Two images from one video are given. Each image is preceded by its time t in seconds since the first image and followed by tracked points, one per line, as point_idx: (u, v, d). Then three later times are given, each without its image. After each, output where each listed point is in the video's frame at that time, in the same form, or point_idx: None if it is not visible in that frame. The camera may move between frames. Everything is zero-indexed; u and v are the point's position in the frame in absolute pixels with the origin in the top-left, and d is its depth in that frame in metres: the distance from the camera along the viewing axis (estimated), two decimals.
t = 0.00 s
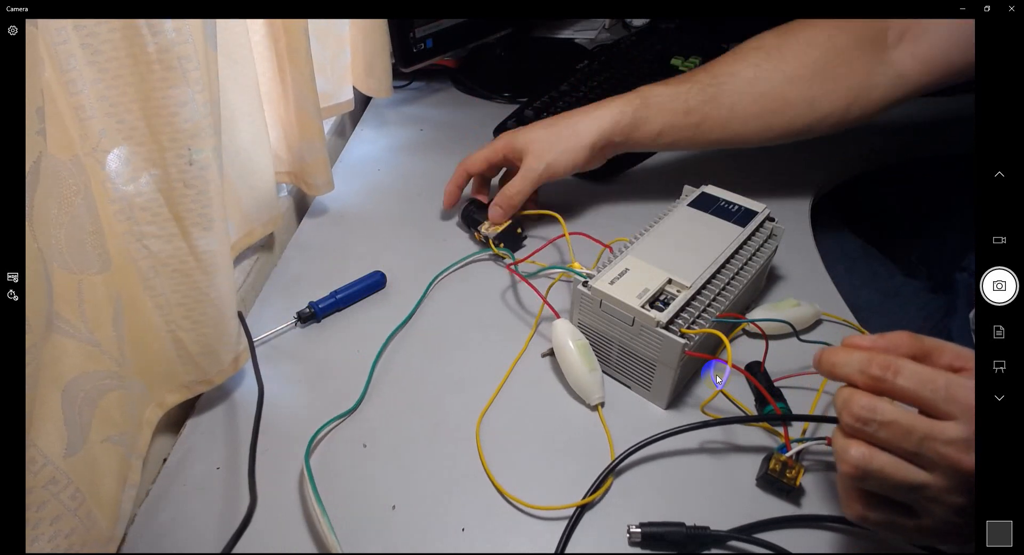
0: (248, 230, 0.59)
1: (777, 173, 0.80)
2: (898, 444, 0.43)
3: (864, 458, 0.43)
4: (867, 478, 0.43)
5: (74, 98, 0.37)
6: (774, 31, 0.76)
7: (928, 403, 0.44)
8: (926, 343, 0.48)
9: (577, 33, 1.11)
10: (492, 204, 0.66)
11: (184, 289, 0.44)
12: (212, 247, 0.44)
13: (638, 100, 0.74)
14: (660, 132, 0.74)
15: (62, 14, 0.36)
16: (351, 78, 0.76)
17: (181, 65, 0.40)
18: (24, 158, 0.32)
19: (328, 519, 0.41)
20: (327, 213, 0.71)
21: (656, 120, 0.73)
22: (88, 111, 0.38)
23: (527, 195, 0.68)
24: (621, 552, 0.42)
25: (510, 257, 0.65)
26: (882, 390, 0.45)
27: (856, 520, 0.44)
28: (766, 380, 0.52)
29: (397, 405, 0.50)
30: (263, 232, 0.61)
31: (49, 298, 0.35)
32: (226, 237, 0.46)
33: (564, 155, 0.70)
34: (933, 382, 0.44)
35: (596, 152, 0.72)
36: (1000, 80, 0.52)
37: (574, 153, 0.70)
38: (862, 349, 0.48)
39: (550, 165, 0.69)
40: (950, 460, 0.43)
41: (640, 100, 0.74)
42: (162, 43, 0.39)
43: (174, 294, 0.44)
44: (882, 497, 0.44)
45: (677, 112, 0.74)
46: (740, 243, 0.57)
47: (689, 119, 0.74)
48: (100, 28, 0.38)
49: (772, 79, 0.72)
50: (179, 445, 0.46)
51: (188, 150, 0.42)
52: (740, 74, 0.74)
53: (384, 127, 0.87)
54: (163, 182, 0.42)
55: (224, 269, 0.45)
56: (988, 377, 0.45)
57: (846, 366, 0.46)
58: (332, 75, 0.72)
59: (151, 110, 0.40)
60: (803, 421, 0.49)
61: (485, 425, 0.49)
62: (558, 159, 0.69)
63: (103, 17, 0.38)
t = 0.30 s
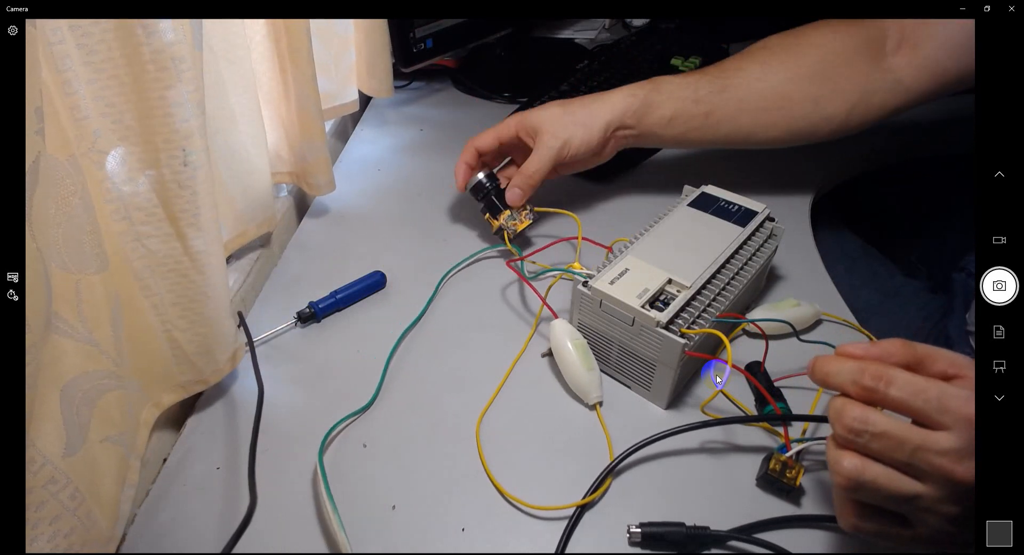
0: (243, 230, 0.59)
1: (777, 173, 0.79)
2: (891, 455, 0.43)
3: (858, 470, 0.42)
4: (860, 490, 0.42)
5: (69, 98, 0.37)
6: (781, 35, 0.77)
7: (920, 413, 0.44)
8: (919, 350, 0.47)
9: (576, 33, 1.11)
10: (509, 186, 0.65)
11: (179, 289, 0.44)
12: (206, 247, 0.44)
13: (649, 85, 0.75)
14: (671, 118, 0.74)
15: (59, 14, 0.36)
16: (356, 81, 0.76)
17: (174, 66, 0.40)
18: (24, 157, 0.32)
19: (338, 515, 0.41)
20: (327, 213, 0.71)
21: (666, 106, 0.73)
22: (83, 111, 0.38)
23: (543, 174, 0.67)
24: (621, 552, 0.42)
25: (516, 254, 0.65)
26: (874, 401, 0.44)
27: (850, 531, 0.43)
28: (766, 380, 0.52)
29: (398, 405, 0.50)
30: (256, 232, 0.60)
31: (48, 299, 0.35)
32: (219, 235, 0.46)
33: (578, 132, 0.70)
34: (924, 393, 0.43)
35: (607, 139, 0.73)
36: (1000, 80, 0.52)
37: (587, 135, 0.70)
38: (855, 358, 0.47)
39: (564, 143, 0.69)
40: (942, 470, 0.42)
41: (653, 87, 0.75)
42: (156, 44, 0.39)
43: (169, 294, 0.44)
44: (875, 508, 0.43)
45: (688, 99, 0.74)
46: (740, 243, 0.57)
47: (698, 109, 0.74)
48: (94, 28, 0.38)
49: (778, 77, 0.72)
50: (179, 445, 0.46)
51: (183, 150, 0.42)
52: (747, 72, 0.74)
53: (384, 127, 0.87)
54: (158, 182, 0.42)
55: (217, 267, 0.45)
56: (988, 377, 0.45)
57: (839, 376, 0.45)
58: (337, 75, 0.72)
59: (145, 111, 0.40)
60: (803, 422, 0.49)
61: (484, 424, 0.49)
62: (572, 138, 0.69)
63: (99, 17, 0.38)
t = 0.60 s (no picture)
0: (243, 230, 0.59)
1: (777, 173, 0.79)
2: (890, 455, 0.43)
3: (858, 469, 0.42)
4: (860, 490, 0.42)
5: (68, 98, 0.37)
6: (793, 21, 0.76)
7: (919, 413, 0.44)
8: (919, 350, 0.47)
9: (577, 33, 1.11)
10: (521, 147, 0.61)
11: (179, 288, 0.44)
12: (205, 246, 0.44)
13: (661, 65, 0.73)
14: (680, 101, 0.72)
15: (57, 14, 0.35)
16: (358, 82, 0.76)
17: (173, 67, 0.40)
18: (25, 158, 0.32)
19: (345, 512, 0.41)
20: (327, 213, 0.71)
21: (675, 88, 0.72)
22: (82, 111, 0.38)
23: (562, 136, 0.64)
24: (621, 552, 0.42)
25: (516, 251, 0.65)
26: (875, 400, 0.44)
27: (850, 531, 0.43)
28: (766, 380, 0.52)
29: (398, 404, 0.50)
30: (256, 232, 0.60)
31: (48, 298, 0.35)
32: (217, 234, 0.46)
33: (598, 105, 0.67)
34: (924, 392, 0.44)
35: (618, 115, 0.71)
36: (1000, 80, 0.52)
37: (607, 107, 0.68)
38: (855, 357, 0.47)
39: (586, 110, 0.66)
40: (943, 470, 0.42)
41: (664, 66, 0.73)
42: (154, 44, 0.39)
43: (168, 294, 0.44)
44: (876, 507, 0.43)
45: (697, 82, 0.73)
46: (740, 243, 0.57)
47: (706, 92, 0.72)
48: (93, 29, 0.38)
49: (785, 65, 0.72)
50: (179, 445, 0.46)
51: (182, 150, 0.42)
52: (756, 55, 0.73)
53: (384, 127, 0.87)
54: (158, 182, 0.42)
55: (217, 267, 0.45)
56: (988, 377, 0.45)
57: (839, 375, 0.45)
58: (339, 76, 0.72)
59: (145, 111, 0.40)
60: (803, 422, 0.49)
61: (484, 424, 0.49)
62: (592, 107, 0.67)
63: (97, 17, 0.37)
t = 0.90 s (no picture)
0: (257, 230, 0.59)
1: (777, 172, 0.79)
2: (891, 458, 0.43)
3: (858, 473, 0.42)
4: (861, 493, 0.42)
5: (73, 98, 0.37)
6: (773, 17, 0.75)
7: (919, 416, 0.44)
8: (920, 352, 0.47)
9: (577, 33, 1.11)
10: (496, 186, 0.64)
11: (184, 288, 0.44)
12: (213, 247, 0.44)
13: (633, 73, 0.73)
14: (653, 109, 0.72)
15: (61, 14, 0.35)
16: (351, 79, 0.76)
17: (180, 66, 0.40)
18: (26, 157, 0.32)
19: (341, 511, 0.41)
20: (326, 213, 0.71)
21: (649, 96, 0.72)
22: (88, 111, 0.38)
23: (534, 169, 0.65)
24: (621, 552, 0.42)
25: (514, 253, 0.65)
26: (877, 403, 0.44)
27: (851, 533, 0.43)
28: (766, 380, 0.52)
29: (397, 404, 0.50)
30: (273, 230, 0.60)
31: (48, 298, 0.35)
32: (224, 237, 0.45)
33: (567, 131, 0.68)
34: (925, 394, 0.43)
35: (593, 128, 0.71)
36: (1000, 79, 0.52)
37: (576, 129, 0.68)
38: (856, 360, 0.47)
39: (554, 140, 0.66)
40: (944, 474, 0.42)
41: (636, 73, 0.73)
42: (161, 43, 0.39)
43: (174, 293, 0.44)
44: (877, 510, 0.43)
45: (671, 88, 0.73)
46: (740, 243, 0.57)
47: (680, 97, 0.73)
48: (97, 28, 0.38)
49: (762, 62, 0.72)
50: (179, 445, 0.46)
51: (189, 150, 0.42)
52: (732, 55, 0.73)
53: (384, 127, 0.87)
54: (164, 182, 0.42)
55: (225, 269, 0.45)
56: (988, 377, 0.45)
57: (840, 379, 0.45)
58: (332, 77, 0.72)
59: (150, 111, 0.41)
60: (803, 421, 0.49)
61: (484, 425, 0.49)
62: (562, 134, 0.67)
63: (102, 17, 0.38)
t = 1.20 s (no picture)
0: (256, 229, 0.59)
1: (777, 173, 0.79)
2: (888, 461, 0.43)
3: (854, 475, 0.42)
4: (858, 496, 0.42)
5: (74, 98, 0.37)
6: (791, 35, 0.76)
7: (915, 419, 0.44)
8: (917, 354, 0.47)
9: (577, 33, 1.11)
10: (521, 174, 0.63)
11: (184, 288, 0.44)
12: (214, 247, 0.44)
13: (671, 94, 0.72)
14: (689, 132, 0.73)
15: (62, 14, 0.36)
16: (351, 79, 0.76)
17: (182, 66, 0.40)
18: (27, 157, 0.33)
19: (339, 514, 0.41)
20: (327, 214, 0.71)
21: (685, 120, 0.72)
22: (88, 111, 0.38)
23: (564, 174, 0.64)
24: (621, 552, 0.42)
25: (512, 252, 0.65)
26: (873, 406, 0.44)
27: (848, 537, 0.43)
28: (766, 380, 0.52)
29: (397, 404, 0.50)
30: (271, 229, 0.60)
31: (48, 297, 0.35)
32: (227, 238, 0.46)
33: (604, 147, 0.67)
34: (921, 398, 0.43)
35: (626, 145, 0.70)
36: (1001, 79, 0.52)
37: (613, 149, 0.67)
38: (853, 363, 0.47)
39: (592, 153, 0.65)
40: (940, 476, 0.42)
41: (675, 98, 0.72)
42: (162, 43, 0.39)
43: (174, 293, 0.44)
44: (874, 513, 0.43)
45: (705, 112, 0.73)
46: (740, 243, 0.57)
47: (713, 120, 0.73)
48: (98, 28, 0.38)
49: (795, 84, 0.72)
50: (179, 444, 0.46)
51: (189, 150, 0.42)
52: (763, 76, 0.73)
53: (384, 127, 0.87)
54: (164, 182, 0.42)
55: (225, 269, 0.45)
56: (988, 377, 0.45)
57: (836, 381, 0.45)
58: (331, 76, 0.72)
59: (150, 111, 0.41)
60: (803, 421, 0.49)
61: (485, 424, 0.49)
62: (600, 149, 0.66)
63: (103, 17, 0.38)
